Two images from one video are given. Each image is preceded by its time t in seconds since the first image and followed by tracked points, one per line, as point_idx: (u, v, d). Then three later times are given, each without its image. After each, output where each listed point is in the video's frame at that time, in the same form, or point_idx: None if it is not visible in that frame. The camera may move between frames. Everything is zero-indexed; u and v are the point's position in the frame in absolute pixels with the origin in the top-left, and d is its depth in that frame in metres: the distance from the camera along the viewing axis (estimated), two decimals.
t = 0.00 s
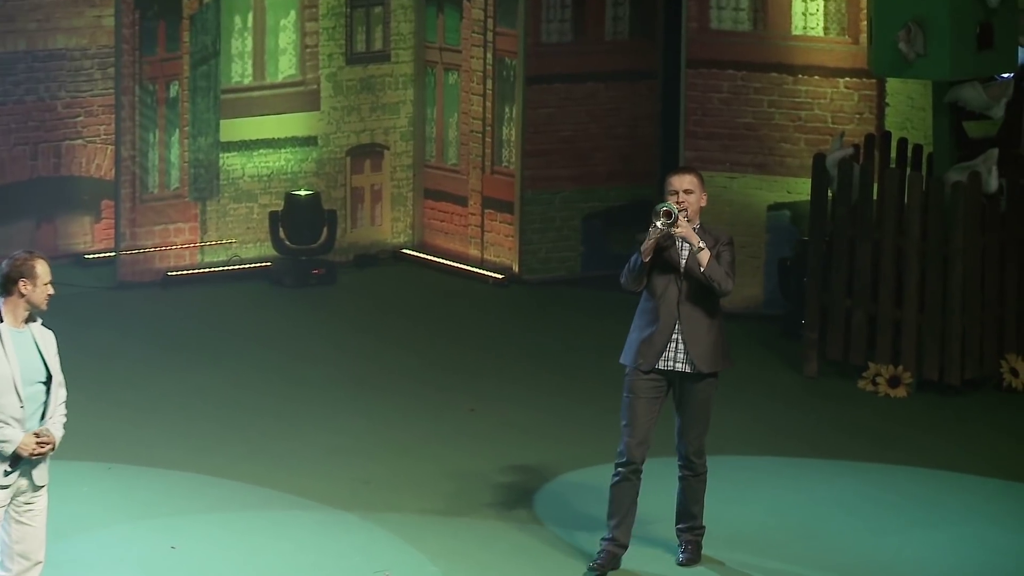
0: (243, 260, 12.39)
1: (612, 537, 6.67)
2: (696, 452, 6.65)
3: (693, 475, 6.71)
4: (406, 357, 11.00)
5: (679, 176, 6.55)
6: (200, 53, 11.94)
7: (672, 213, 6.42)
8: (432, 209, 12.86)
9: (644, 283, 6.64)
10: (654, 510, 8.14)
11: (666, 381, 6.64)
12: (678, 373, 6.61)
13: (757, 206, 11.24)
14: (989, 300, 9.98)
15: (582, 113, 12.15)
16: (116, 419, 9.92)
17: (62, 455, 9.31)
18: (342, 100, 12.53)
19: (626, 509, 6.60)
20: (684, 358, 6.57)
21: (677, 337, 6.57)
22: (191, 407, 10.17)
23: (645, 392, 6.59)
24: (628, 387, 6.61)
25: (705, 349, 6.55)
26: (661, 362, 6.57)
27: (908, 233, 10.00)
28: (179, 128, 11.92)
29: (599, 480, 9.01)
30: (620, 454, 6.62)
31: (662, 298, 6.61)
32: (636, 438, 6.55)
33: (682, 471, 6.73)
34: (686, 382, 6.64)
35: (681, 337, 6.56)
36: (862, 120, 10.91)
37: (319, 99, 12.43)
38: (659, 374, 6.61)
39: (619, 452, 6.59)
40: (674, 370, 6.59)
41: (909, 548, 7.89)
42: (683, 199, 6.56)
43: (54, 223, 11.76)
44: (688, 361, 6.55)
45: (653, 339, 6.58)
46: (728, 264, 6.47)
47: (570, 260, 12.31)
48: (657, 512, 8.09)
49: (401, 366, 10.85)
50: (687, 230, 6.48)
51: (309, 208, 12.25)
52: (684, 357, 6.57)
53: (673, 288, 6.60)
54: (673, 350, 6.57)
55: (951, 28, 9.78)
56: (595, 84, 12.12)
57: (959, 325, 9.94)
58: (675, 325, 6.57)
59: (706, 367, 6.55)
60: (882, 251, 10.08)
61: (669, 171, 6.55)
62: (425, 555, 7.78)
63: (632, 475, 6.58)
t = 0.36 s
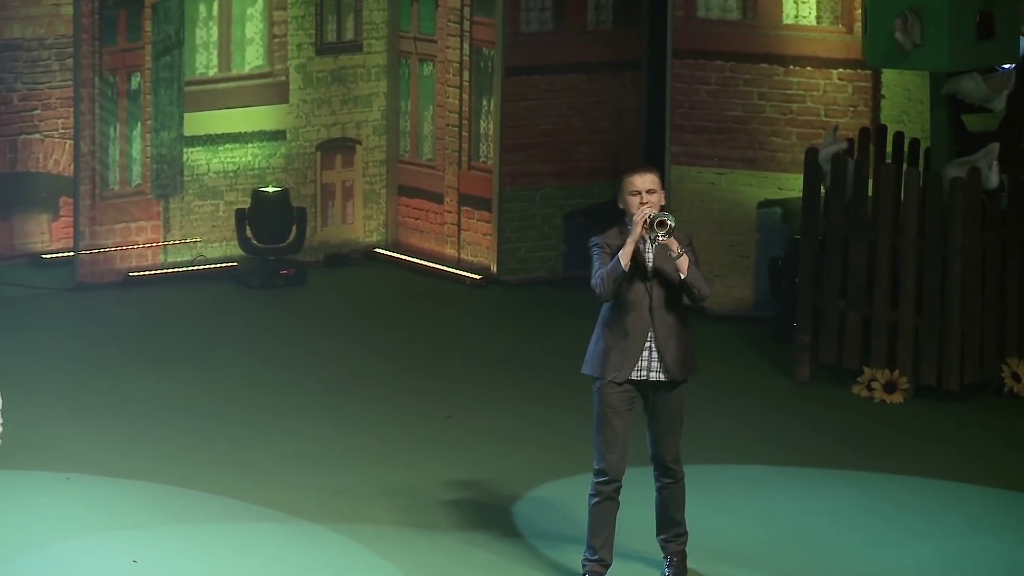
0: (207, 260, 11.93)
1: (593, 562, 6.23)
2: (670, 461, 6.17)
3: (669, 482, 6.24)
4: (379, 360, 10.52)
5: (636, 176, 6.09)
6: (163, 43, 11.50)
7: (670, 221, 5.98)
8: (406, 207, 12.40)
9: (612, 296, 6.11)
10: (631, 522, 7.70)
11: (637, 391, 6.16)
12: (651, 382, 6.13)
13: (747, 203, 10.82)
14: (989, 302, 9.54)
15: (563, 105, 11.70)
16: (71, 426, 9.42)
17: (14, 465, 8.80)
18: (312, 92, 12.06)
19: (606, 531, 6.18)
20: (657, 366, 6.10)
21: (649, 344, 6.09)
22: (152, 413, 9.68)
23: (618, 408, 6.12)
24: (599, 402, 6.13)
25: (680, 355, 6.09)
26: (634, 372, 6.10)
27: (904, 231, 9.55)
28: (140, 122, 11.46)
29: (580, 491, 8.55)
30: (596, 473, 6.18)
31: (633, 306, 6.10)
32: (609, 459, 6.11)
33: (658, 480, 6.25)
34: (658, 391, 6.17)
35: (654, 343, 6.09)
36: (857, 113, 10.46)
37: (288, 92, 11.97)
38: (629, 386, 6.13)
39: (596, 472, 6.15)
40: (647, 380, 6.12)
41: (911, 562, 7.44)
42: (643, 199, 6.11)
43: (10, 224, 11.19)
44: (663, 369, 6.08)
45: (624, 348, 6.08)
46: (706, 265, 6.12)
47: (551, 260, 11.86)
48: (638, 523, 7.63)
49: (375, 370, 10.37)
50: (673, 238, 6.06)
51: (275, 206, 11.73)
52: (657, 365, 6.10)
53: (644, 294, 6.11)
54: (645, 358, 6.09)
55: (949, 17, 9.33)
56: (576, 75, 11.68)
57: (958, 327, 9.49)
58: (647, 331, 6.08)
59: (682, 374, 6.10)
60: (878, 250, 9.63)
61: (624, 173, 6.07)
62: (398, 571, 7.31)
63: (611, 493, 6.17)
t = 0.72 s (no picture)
0: (172, 257, 11.43)
1: None
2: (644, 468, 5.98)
3: (643, 488, 6.04)
4: (350, 363, 10.07)
5: (594, 178, 5.77)
6: (123, 31, 10.99)
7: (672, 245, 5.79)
8: (379, 202, 12.00)
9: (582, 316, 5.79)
10: (609, 534, 7.27)
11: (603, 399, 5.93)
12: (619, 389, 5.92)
13: (736, 199, 10.46)
14: (989, 302, 9.10)
15: (542, 97, 11.25)
16: (22, 431, 8.95)
17: None
18: (279, 83, 11.60)
19: (584, 545, 5.94)
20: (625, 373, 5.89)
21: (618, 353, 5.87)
22: (109, 417, 9.20)
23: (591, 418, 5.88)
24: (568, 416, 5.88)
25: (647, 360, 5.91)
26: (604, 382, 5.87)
27: (901, 229, 9.09)
28: (100, 114, 10.97)
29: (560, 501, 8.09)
30: (569, 487, 5.93)
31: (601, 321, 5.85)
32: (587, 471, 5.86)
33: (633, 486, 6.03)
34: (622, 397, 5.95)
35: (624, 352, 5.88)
36: (851, 103, 10.16)
37: (255, 80, 11.50)
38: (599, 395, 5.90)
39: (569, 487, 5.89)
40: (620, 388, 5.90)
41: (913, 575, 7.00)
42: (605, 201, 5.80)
43: None
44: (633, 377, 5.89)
45: (594, 361, 5.84)
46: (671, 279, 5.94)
47: (529, 259, 11.43)
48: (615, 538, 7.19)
49: (344, 373, 9.91)
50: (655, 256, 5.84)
51: (242, 201, 11.24)
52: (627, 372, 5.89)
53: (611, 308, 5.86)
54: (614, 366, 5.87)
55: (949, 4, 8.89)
56: (556, 64, 11.21)
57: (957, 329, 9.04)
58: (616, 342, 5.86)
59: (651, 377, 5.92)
60: (873, 248, 9.18)
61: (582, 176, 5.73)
62: None
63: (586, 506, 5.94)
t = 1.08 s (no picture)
0: (127, 259, 11.00)
1: None
2: (624, 475, 5.79)
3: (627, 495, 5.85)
4: (316, 367, 9.63)
5: (565, 199, 5.60)
6: (78, 20, 10.54)
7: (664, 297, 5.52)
8: (347, 200, 11.52)
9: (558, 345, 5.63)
10: (586, 549, 6.84)
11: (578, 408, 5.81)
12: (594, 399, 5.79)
13: (721, 196, 10.06)
14: (987, 305, 8.68)
15: (517, 91, 10.84)
16: None
17: None
18: (241, 75, 11.11)
19: (562, 557, 5.84)
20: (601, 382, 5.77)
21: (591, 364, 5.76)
22: (59, 424, 8.74)
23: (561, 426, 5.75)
24: (539, 428, 5.75)
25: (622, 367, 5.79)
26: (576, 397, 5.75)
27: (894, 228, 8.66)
28: (53, 108, 10.54)
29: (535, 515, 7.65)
30: (543, 498, 5.82)
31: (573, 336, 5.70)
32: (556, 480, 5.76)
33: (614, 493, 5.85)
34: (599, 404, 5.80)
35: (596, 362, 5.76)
36: (841, 97, 9.73)
37: (215, 72, 11.00)
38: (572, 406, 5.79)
39: (543, 500, 5.80)
40: (596, 397, 5.78)
41: None
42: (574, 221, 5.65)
43: None
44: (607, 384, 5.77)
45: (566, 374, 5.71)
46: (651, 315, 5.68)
47: (504, 259, 11.03)
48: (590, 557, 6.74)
49: (310, 379, 9.45)
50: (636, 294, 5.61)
51: (200, 199, 10.83)
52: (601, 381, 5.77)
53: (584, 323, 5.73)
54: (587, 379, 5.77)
55: None
56: (533, 56, 10.82)
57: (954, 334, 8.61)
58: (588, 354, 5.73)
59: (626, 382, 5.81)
60: (864, 249, 8.75)
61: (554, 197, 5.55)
62: None
63: (560, 518, 5.81)
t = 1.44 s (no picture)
0: (85, 264, 10.58)
1: None
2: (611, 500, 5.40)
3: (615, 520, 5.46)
4: (282, 377, 9.21)
5: (548, 203, 5.17)
6: (34, 13, 10.14)
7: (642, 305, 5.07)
8: (315, 203, 11.14)
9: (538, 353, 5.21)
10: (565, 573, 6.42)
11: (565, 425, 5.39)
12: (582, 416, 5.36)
13: (708, 198, 9.65)
14: (986, 312, 8.28)
15: (495, 87, 10.50)
16: None
17: None
18: (204, 71, 10.70)
19: None
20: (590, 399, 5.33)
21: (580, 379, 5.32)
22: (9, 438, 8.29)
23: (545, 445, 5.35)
24: (524, 443, 5.35)
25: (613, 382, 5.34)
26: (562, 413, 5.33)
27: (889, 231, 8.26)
28: (7, 106, 10.14)
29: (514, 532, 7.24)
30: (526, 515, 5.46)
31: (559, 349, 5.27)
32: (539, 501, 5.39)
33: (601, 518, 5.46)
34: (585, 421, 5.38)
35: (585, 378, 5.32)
36: (834, 94, 9.34)
37: (176, 68, 10.60)
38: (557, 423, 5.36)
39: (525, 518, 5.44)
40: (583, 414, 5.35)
41: None
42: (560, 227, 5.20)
43: None
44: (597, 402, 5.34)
45: (550, 391, 5.29)
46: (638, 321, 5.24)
47: (482, 264, 10.65)
48: None
49: (275, 390, 9.02)
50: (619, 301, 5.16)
51: (165, 201, 10.40)
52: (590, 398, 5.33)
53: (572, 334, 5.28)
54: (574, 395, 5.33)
55: None
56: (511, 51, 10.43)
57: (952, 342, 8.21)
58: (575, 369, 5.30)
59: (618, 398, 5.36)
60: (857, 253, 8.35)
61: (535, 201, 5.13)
62: None
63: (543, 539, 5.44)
